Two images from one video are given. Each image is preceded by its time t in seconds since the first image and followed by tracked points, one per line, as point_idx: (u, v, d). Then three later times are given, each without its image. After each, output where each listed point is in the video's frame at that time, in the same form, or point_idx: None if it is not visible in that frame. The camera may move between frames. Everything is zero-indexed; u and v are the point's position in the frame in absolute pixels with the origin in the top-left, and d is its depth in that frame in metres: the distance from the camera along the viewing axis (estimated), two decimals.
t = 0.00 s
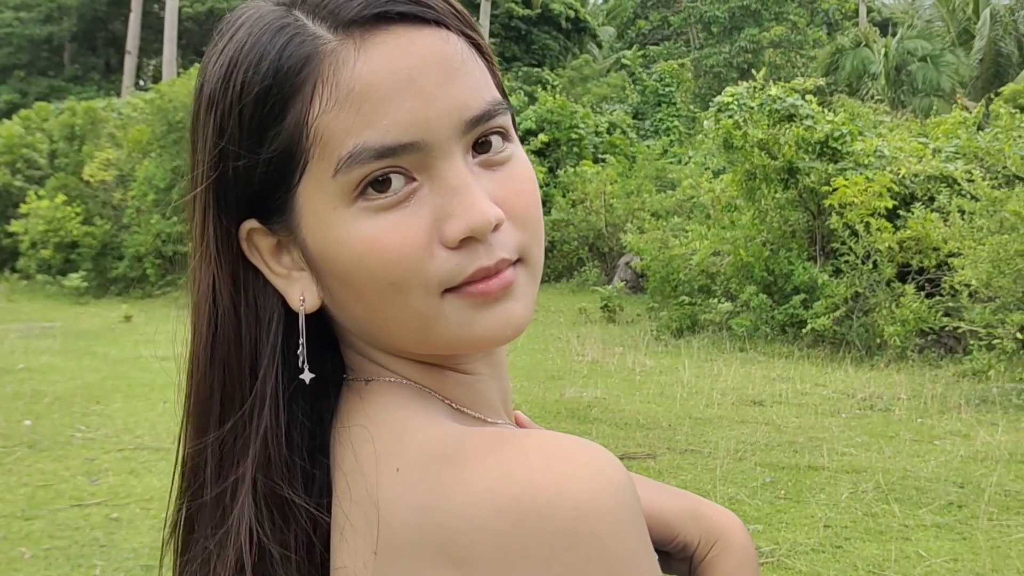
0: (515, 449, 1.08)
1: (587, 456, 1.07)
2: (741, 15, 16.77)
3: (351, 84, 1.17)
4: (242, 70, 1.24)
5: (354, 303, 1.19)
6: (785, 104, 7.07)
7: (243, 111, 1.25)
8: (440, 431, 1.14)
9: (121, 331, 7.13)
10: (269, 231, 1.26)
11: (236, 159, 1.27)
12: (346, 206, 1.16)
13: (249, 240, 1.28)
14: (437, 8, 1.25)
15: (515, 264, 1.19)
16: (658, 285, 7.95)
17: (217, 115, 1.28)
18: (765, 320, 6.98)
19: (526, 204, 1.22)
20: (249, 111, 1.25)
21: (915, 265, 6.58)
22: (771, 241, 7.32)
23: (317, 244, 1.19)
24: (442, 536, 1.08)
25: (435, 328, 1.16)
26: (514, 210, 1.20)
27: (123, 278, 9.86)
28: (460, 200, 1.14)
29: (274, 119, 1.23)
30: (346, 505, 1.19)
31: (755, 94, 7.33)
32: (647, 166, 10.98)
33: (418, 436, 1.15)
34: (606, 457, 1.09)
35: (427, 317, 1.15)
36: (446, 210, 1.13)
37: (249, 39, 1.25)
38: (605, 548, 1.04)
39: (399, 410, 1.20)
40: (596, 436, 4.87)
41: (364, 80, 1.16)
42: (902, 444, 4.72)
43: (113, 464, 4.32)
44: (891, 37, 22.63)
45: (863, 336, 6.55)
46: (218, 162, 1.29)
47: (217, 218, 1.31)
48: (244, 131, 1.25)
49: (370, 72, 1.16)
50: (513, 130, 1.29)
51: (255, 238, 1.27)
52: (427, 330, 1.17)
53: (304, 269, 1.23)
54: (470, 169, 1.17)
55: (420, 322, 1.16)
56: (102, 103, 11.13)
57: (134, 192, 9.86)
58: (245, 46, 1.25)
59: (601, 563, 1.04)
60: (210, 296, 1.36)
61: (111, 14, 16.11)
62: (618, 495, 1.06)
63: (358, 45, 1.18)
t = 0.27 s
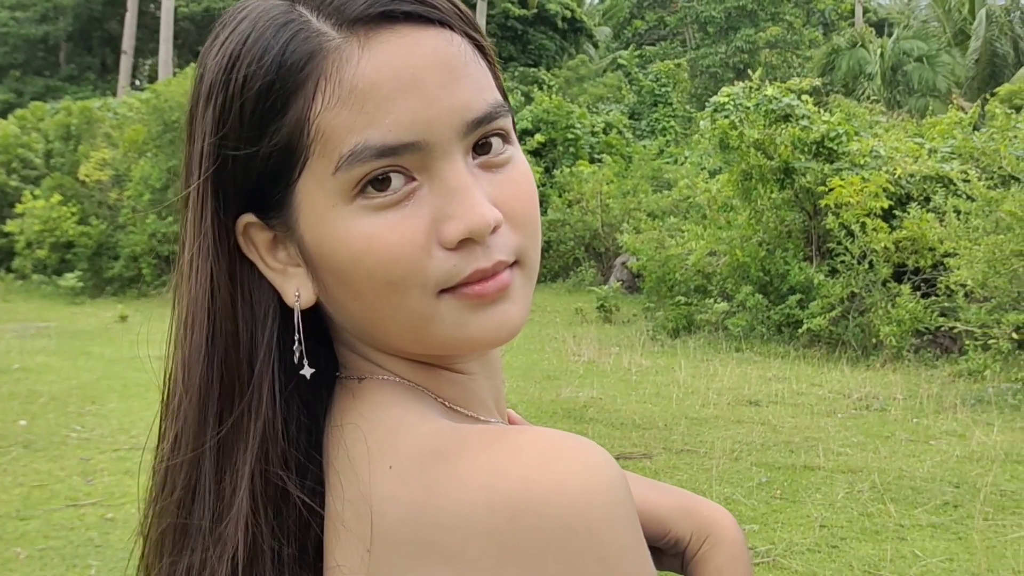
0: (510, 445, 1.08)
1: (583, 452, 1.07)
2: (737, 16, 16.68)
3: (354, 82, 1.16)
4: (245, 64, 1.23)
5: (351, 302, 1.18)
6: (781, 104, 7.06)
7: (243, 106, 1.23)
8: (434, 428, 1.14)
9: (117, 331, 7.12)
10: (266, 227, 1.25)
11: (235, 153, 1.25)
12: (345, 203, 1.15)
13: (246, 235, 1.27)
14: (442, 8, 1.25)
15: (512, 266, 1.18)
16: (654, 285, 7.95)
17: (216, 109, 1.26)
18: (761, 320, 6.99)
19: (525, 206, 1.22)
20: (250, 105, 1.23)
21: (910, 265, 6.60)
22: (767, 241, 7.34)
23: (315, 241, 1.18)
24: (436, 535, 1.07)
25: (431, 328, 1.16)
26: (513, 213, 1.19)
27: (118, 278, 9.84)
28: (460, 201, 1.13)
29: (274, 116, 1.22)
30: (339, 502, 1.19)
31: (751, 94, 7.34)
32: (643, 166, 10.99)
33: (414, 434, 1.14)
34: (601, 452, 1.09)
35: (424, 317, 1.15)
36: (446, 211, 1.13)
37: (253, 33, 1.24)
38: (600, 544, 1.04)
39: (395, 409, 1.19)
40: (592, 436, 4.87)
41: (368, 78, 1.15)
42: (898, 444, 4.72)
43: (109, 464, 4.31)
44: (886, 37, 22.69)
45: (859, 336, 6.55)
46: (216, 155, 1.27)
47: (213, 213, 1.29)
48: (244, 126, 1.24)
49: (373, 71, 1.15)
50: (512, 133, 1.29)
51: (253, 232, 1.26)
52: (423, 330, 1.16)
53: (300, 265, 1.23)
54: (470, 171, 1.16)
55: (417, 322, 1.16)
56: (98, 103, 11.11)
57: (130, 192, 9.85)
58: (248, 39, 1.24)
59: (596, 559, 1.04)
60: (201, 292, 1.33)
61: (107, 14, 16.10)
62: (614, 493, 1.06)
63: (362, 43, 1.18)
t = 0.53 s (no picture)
0: (500, 446, 1.08)
1: (574, 449, 1.08)
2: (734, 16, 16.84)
3: (358, 82, 1.15)
4: (249, 59, 1.21)
5: (347, 301, 1.18)
6: (778, 104, 7.07)
7: (246, 101, 1.22)
8: (425, 429, 1.14)
9: (113, 331, 7.12)
10: (264, 223, 1.24)
11: (237, 148, 1.24)
12: (344, 203, 1.15)
13: (243, 230, 1.26)
14: (447, 10, 1.24)
15: (508, 270, 1.18)
16: (651, 285, 7.95)
17: (217, 103, 1.24)
18: (758, 320, 7.00)
19: (522, 210, 1.22)
20: (251, 102, 1.22)
21: (907, 265, 6.61)
22: (763, 241, 7.34)
23: (312, 240, 1.18)
24: (426, 532, 1.07)
25: (426, 329, 1.16)
26: (511, 217, 1.20)
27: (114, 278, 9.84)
28: (459, 205, 1.13)
29: (275, 113, 1.21)
30: (330, 501, 1.18)
31: (747, 94, 7.35)
32: (639, 167, 11.00)
33: (407, 434, 1.14)
34: (592, 452, 1.10)
35: (419, 319, 1.15)
36: (444, 214, 1.13)
37: (257, 28, 1.23)
38: (589, 544, 1.04)
39: (391, 409, 1.19)
40: (588, 436, 4.87)
41: (371, 78, 1.15)
42: (893, 444, 4.73)
43: (105, 464, 4.31)
44: (882, 37, 22.74)
45: (855, 336, 6.56)
46: (216, 149, 1.25)
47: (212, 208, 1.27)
48: (245, 122, 1.23)
49: (378, 72, 1.15)
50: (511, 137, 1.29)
51: (249, 228, 1.25)
52: (419, 331, 1.16)
53: (295, 262, 1.22)
54: (470, 175, 1.16)
55: (412, 324, 1.16)
56: (94, 103, 11.10)
57: (126, 192, 9.84)
58: (252, 34, 1.23)
59: (586, 558, 1.04)
60: (199, 288, 1.30)
61: (103, 14, 16.11)
62: (605, 492, 1.06)
63: (367, 43, 1.17)
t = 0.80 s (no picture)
0: (489, 444, 1.08)
1: (563, 448, 1.08)
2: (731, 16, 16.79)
3: (361, 81, 1.15)
4: (252, 55, 1.21)
5: (344, 299, 1.17)
6: (774, 105, 7.11)
7: (248, 98, 1.22)
8: (418, 429, 1.15)
9: (110, 331, 7.11)
10: (263, 220, 1.24)
11: (238, 144, 1.24)
12: (344, 201, 1.15)
13: (241, 226, 1.26)
14: (451, 13, 1.25)
15: (504, 273, 1.18)
16: (647, 285, 7.96)
17: (219, 98, 1.24)
18: (754, 320, 7.01)
19: (521, 213, 1.22)
20: (253, 99, 1.22)
21: (903, 265, 6.61)
22: (760, 241, 7.35)
23: (310, 237, 1.17)
24: (415, 533, 1.07)
25: (422, 329, 1.16)
26: (509, 220, 1.20)
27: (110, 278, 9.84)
28: (458, 206, 1.13)
29: (277, 111, 1.20)
30: (323, 503, 1.19)
31: (744, 95, 7.36)
32: (636, 167, 11.00)
33: (400, 435, 1.14)
34: (581, 451, 1.09)
35: (415, 318, 1.15)
36: (443, 215, 1.13)
37: (262, 25, 1.23)
38: (577, 544, 1.04)
39: (386, 410, 1.19)
40: (585, 436, 4.88)
41: (375, 77, 1.15)
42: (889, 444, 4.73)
43: (101, 464, 4.31)
44: (879, 37, 22.79)
45: (851, 335, 6.58)
46: (217, 145, 1.25)
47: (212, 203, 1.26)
48: (246, 119, 1.23)
49: (381, 72, 1.15)
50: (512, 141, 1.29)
51: (247, 224, 1.25)
52: (415, 331, 1.16)
53: (292, 258, 1.22)
54: (469, 176, 1.16)
55: (409, 323, 1.16)
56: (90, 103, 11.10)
57: (123, 192, 9.84)
58: (256, 31, 1.22)
59: (574, 557, 1.04)
60: (194, 284, 1.28)
61: (100, 14, 16.11)
62: (593, 489, 1.06)
63: (371, 42, 1.17)
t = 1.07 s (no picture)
0: (481, 443, 1.08)
1: (555, 446, 1.07)
2: (728, 16, 16.79)
3: (360, 80, 1.15)
4: (252, 52, 1.21)
5: (340, 297, 1.17)
6: (771, 104, 7.11)
7: (247, 94, 1.21)
8: (411, 428, 1.15)
9: (107, 331, 7.11)
10: (259, 216, 1.24)
11: (237, 141, 1.23)
12: (341, 199, 1.15)
13: (237, 222, 1.26)
14: (452, 13, 1.24)
15: (500, 273, 1.18)
16: (645, 285, 7.96)
17: (219, 95, 1.23)
18: (752, 320, 7.00)
19: (518, 213, 1.22)
20: (252, 96, 1.22)
21: (900, 265, 6.62)
22: (757, 241, 7.35)
23: (307, 235, 1.17)
24: (406, 533, 1.07)
25: (417, 328, 1.16)
26: (506, 221, 1.19)
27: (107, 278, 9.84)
28: (455, 206, 1.13)
29: (275, 109, 1.20)
30: (317, 502, 1.19)
31: (741, 95, 7.36)
32: (633, 167, 11.00)
33: (393, 434, 1.14)
34: (573, 449, 1.09)
35: (409, 316, 1.15)
36: (440, 213, 1.13)
37: (262, 22, 1.22)
38: (569, 542, 1.04)
39: (381, 409, 1.19)
40: (582, 435, 4.88)
41: (374, 75, 1.15)
42: (887, 443, 4.73)
43: (99, 463, 4.30)
44: (876, 37, 22.82)
45: (849, 335, 6.58)
46: (215, 143, 1.24)
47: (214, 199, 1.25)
48: (245, 117, 1.22)
49: (381, 70, 1.15)
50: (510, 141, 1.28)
51: (243, 221, 1.25)
52: (410, 329, 1.16)
53: (288, 256, 1.22)
54: (466, 176, 1.16)
55: (404, 321, 1.15)
56: (87, 103, 11.08)
57: (120, 192, 9.83)
58: (256, 28, 1.22)
59: (565, 555, 1.04)
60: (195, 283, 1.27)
61: (97, 14, 16.10)
62: (584, 487, 1.06)
63: (370, 41, 1.17)
